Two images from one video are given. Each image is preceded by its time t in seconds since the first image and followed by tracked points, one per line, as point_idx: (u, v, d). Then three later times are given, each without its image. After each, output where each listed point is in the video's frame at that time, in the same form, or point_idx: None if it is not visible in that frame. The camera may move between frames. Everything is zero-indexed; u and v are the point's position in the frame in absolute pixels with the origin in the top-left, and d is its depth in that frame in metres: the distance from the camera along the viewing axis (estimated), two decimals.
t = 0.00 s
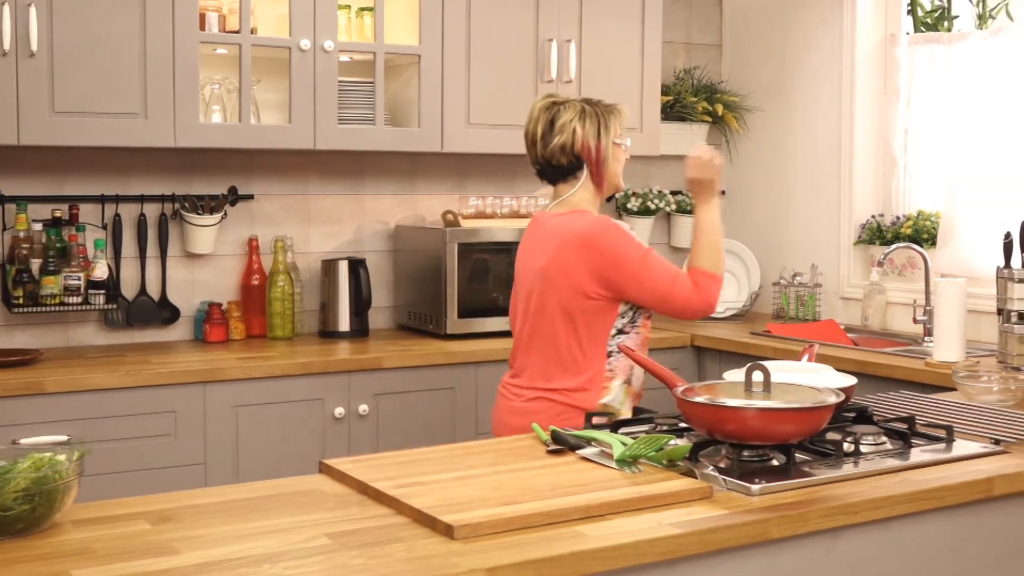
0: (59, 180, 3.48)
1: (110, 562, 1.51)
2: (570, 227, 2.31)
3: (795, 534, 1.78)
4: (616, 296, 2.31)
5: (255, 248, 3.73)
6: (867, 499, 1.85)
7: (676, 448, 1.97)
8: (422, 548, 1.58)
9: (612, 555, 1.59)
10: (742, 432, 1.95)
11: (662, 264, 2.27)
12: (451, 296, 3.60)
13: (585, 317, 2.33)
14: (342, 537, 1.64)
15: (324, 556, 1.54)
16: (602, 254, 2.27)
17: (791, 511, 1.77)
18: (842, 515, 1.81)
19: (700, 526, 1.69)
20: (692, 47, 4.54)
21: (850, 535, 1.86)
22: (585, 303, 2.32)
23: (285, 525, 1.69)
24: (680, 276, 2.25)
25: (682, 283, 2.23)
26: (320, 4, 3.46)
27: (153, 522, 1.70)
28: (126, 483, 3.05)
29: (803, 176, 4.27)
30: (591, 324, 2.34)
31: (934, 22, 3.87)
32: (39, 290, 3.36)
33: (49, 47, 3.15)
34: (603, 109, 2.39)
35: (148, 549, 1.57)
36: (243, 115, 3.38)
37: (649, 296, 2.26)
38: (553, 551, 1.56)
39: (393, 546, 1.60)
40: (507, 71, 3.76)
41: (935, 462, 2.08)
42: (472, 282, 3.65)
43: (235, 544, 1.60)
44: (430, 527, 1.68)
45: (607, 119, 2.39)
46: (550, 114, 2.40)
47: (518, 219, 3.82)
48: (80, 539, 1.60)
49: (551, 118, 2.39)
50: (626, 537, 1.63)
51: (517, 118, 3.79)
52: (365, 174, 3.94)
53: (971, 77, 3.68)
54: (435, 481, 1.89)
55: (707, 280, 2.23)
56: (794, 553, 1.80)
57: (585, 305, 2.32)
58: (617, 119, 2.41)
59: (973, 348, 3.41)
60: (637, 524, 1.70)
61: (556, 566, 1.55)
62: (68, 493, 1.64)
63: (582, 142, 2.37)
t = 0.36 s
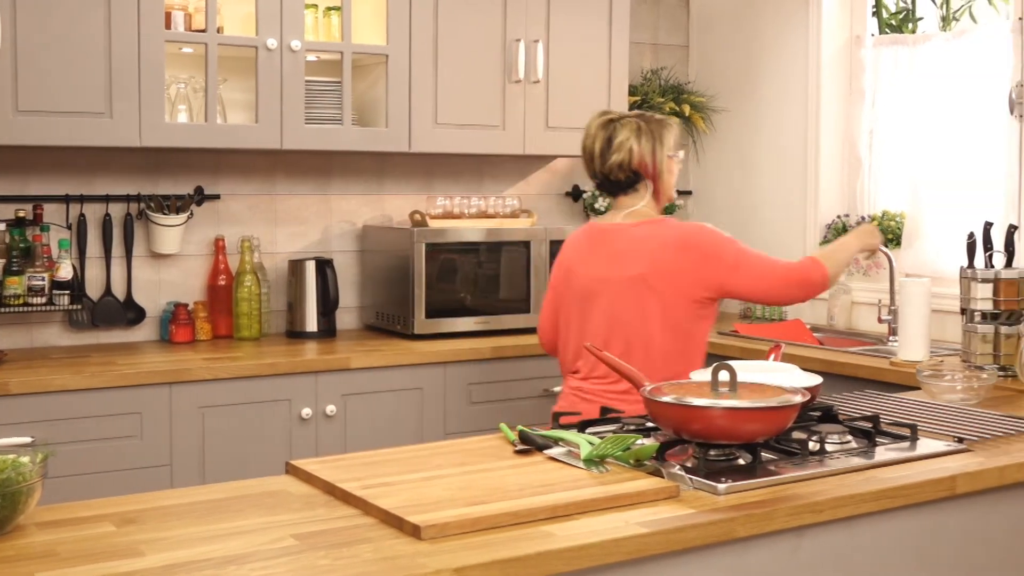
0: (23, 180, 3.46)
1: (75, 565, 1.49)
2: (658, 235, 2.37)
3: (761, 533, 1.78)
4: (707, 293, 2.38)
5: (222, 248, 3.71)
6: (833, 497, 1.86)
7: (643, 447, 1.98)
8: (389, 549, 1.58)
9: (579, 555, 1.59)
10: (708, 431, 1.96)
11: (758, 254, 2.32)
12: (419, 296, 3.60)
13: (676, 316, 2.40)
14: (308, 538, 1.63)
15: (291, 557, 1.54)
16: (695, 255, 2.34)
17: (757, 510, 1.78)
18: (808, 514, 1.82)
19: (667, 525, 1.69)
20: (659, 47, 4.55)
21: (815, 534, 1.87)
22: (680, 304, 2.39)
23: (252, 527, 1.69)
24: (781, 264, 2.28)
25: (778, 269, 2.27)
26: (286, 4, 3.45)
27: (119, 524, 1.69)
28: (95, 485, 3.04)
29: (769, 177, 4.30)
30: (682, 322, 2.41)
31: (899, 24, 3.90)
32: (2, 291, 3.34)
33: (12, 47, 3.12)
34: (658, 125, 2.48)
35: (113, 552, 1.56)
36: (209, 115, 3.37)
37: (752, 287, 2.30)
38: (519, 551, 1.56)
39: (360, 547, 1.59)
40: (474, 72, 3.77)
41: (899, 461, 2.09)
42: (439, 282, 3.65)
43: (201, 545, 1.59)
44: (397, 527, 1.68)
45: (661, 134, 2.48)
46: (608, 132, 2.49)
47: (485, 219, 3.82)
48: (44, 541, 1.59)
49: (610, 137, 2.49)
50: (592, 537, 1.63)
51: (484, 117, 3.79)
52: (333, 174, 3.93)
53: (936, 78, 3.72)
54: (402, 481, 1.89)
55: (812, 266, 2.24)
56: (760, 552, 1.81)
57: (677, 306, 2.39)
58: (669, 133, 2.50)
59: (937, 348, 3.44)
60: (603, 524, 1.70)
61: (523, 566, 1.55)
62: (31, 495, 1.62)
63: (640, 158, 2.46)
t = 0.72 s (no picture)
0: None
1: (43, 566, 1.48)
2: (721, 219, 2.54)
3: (732, 531, 1.79)
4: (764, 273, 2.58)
5: (192, 248, 3.70)
6: (803, 495, 1.86)
7: (614, 446, 1.98)
8: (359, 549, 1.58)
9: (549, 554, 1.59)
10: (679, 430, 1.96)
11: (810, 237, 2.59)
12: (391, 296, 3.59)
13: (736, 296, 2.57)
14: (279, 539, 1.63)
15: (261, 558, 1.53)
16: (761, 240, 2.53)
17: (728, 509, 1.79)
18: (779, 512, 1.83)
19: (638, 524, 1.69)
20: (630, 47, 4.55)
21: (786, 532, 1.88)
22: (743, 285, 2.56)
23: (222, 527, 1.68)
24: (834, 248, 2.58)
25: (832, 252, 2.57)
26: (257, 3, 3.43)
27: (88, 526, 1.68)
28: (67, 485, 3.02)
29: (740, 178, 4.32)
30: (740, 302, 2.59)
31: (868, 25, 3.92)
32: None
33: None
34: (711, 117, 2.64)
35: (82, 553, 1.55)
36: (179, 114, 3.35)
37: (808, 267, 2.56)
38: (489, 551, 1.56)
39: (331, 547, 1.59)
40: (446, 72, 3.76)
41: (869, 459, 2.11)
42: (413, 282, 3.65)
43: (171, 546, 1.58)
44: (368, 527, 1.68)
45: (715, 124, 2.64)
46: (663, 122, 2.65)
47: (457, 219, 3.81)
48: (12, 543, 1.58)
49: (665, 126, 2.65)
50: (563, 536, 1.63)
51: (455, 117, 3.79)
52: (304, 173, 3.92)
53: (905, 79, 3.75)
54: (373, 481, 1.89)
55: (861, 253, 2.63)
56: (730, 550, 1.82)
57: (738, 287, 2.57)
58: (722, 123, 2.66)
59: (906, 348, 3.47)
60: (574, 523, 1.70)
61: (493, 566, 1.55)
62: None
63: (694, 146, 2.63)
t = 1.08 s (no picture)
0: None
1: (22, 568, 1.48)
2: (666, 209, 2.53)
3: (713, 531, 1.79)
4: (701, 271, 2.51)
5: (172, 248, 3.69)
6: (783, 494, 1.87)
7: (595, 446, 1.98)
8: (340, 549, 1.57)
9: (531, 553, 1.59)
10: (660, 430, 1.96)
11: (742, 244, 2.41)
12: (372, 295, 3.58)
13: (666, 287, 2.54)
14: (260, 539, 1.62)
15: (242, 558, 1.53)
16: (688, 235, 2.47)
17: (709, 508, 1.79)
18: (760, 511, 1.84)
19: (620, 524, 1.70)
20: (611, 47, 4.56)
21: (766, 531, 1.88)
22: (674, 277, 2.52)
23: (202, 528, 1.67)
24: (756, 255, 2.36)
25: (758, 262, 2.38)
26: (236, 2, 3.42)
27: (67, 527, 1.67)
28: (49, 486, 3.01)
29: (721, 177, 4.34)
30: (678, 297, 2.54)
31: (848, 26, 3.95)
32: None
33: None
34: (680, 122, 2.57)
35: (61, 554, 1.54)
36: (159, 113, 3.34)
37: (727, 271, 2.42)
38: (471, 551, 1.56)
39: (312, 547, 1.59)
40: (427, 71, 3.76)
41: (849, 458, 2.11)
42: (394, 282, 3.64)
43: (151, 547, 1.58)
44: (349, 527, 1.68)
45: (683, 132, 2.57)
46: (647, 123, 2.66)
47: (438, 218, 3.81)
48: None
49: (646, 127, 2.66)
50: (544, 535, 1.63)
51: (436, 116, 3.79)
52: (285, 173, 3.91)
53: (885, 79, 3.76)
54: (354, 481, 1.88)
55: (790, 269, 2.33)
56: (711, 549, 1.83)
57: (668, 280, 2.54)
58: (694, 132, 2.56)
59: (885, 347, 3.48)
60: (555, 523, 1.71)
61: (475, 566, 1.55)
62: None
63: (659, 151, 2.61)
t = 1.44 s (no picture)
0: None
1: (8, 569, 1.47)
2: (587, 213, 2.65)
3: (701, 530, 1.80)
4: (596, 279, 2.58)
5: (160, 247, 3.68)
6: (771, 494, 1.87)
7: (584, 446, 1.98)
8: (328, 549, 1.57)
9: (519, 553, 1.59)
10: (648, 430, 1.96)
11: (583, 264, 2.54)
12: (361, 295, 3.58)
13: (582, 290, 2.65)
14: (247, 539, 1.62)
15: (229, 559, 1.53)
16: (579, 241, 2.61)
17: (697, 507, 1.79)
18: (747, 510, 1.84)
19: (608, 523, 1.70)
20: (600, 47, 4.56)
21: (754, 530, 1.89)
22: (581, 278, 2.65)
23: (190, 528, 1.67)
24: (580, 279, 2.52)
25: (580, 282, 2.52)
26: (224, 2, 3.42)
27: (54, 527, 1.67)
28: (37, 486, 3.00)
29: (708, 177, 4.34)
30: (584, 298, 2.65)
31: (835, 26, 3.96)
32: None
33: None
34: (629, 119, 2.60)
35: (48, 555, 1.53)
36: (146, 113, 3.33)
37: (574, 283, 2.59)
38: (459, 551, 1.56)
39: (300, 547, 1.58)
40: (415, 71, 3.76)
41: (836, 457, 2.12)
42: (383, 281, 3.64)
43: (138, 548, 1.58)
44: (337, 527, 1.67)
45: (628, 131, 2.61)
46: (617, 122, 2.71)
47: (426, 217, 3.80)
48: None
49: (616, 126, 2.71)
50: (533, 535, 1.63)
51: (424, 116, 3.78)
52: (272, 172, 3.90)
53: (871, 79, 3.77)
54: (342, 481, 1.88)
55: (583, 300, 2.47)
56: (699, 548, 1.83)
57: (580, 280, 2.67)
58: (637, 131, 2.58)
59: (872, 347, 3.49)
60: (543, 522, 1.71)
61: (463, 565, 1.55)
62: None
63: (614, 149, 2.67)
